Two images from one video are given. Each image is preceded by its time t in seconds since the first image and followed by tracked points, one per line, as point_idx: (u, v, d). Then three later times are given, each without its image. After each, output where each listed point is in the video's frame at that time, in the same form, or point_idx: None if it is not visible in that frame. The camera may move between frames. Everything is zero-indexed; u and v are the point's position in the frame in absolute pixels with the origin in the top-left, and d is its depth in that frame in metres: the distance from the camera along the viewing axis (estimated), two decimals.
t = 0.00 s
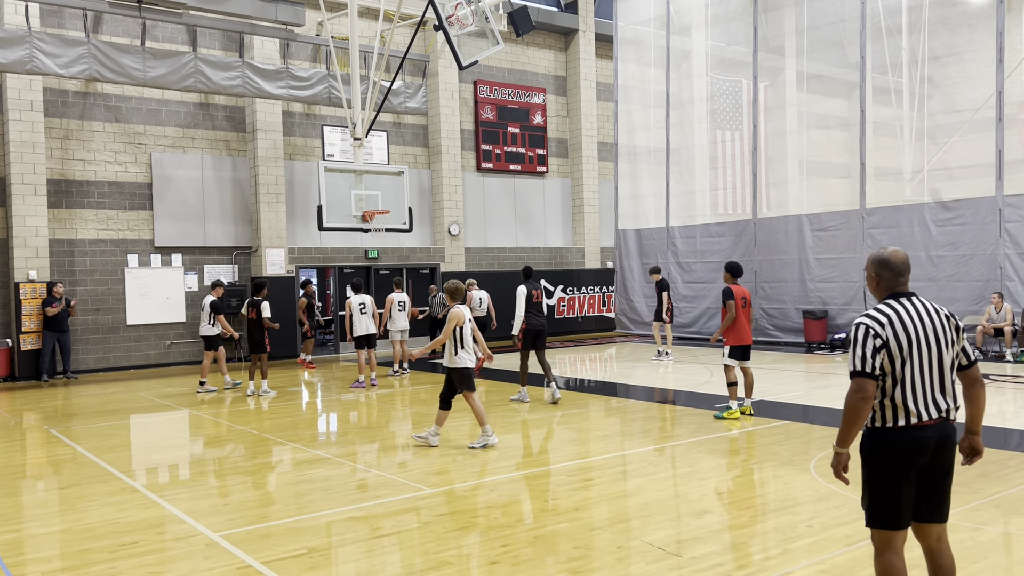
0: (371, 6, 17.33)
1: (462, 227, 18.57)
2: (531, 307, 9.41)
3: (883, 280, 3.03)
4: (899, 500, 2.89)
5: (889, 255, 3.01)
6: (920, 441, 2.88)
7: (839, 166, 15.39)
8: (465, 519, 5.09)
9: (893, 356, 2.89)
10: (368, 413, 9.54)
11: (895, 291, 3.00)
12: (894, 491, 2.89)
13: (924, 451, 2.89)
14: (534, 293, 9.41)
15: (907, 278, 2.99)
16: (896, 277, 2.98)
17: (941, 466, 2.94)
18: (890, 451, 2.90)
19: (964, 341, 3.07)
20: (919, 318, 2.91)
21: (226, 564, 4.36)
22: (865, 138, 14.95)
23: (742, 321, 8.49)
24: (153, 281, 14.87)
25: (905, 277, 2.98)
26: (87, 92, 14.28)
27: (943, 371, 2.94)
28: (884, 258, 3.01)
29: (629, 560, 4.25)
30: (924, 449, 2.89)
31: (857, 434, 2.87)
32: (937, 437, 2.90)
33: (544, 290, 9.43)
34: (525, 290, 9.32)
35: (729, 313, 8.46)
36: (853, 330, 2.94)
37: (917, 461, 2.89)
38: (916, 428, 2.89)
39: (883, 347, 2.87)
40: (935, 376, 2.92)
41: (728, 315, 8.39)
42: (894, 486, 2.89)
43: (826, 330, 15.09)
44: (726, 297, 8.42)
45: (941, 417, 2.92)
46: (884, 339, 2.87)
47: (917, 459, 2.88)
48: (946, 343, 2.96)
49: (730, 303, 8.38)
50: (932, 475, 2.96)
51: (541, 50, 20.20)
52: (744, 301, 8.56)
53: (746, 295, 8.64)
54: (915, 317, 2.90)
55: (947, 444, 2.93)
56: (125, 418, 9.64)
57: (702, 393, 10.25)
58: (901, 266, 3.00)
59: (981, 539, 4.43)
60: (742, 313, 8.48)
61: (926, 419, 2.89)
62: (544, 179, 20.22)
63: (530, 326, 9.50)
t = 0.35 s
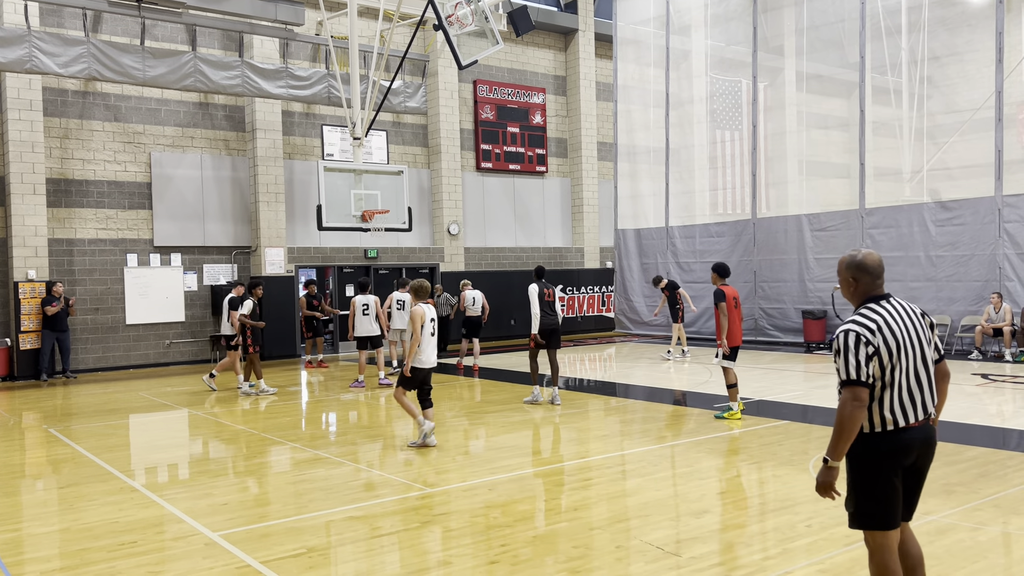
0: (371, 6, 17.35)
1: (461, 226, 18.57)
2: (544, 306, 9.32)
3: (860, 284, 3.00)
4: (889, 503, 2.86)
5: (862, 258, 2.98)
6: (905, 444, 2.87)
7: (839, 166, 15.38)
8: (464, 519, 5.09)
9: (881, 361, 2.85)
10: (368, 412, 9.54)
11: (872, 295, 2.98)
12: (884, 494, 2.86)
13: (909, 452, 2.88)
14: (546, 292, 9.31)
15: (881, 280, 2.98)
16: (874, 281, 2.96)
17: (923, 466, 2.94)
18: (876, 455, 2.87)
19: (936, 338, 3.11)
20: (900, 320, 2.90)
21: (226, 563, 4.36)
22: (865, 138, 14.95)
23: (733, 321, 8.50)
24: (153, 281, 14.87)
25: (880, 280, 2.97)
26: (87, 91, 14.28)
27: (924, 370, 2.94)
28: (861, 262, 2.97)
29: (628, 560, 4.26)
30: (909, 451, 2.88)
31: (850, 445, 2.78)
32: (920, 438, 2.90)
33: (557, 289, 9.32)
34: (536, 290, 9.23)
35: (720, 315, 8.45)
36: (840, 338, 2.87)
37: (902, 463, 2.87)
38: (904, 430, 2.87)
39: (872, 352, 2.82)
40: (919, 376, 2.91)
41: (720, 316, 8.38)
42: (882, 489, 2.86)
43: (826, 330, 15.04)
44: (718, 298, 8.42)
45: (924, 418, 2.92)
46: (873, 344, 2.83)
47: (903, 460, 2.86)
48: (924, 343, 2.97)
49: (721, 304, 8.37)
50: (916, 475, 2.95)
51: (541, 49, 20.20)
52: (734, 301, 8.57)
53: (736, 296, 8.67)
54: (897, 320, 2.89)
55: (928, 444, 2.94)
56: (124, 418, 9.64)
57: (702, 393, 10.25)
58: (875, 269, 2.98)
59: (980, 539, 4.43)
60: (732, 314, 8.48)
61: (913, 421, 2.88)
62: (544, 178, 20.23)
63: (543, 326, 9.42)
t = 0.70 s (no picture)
0: (370, 6, 17.36)
1: (460, 226, 18.58)
2: (545, 306, 9.26)
3: (835, 286, 3.02)
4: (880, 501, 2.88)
5: (835, 259, 3.02)
6: (894, 440, 2.88)
7: (838, 166, 15.38)
8: (463, 519, 5.09)
9: (865, 358, 2.87)
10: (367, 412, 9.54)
11: (847, 296, 3.00)
12: (875, 493, 2.88)
13: (898, 449, 2.89)
14: (547, 292, 9.31)
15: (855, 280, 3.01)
16: (847, 281, 2.99)
17: (907, 463, 2.97)
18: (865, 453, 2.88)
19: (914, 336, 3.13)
20: (879, 318, 2.92)
21: (224, 563, 4.36)
22: (864, 138, 14.95)
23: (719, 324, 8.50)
24: (152, 281, 14.86)
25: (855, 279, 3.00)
26: (86, 91, 14.27)
27: (907, 367, 2.96)
28: (834, 263, 3.00)
29: (628, 560, 4.26)
30: (897, 448, 2.89)
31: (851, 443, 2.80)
32: (908, 435, 2.91)
33: (561, 290, 9.32)
34: (538, 290, 9.30)
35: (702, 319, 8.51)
36: (822, 336, 2.88)
37: (890, 460, 2.89)
38: (892, 427, 2.88)
39: (856, 348, 2.84)
40: (902, 372, 2.93)
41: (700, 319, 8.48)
42: (873, 487, 2.87)
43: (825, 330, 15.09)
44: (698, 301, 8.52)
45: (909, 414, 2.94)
46: (856, 342, 2.84)
47: (892, 457, 2.87)
48: (903, 340, 2.99)
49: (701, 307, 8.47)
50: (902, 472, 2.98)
51: (540, 49, 20.20)
52: (722, 303, 8.55)
53: (724, 297, 8.61)
54: (875, 317, 2.92)
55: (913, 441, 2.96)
56: (124, 418, 9.64)
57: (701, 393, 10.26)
58: (849, 270, 3.01)
59: (979, 540, 4.43)
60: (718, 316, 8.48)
61: (899, 418, 2.89)
62: (543, 178, 20.23)
63: (546, 326, 9.32)
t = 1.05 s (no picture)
0: (370, 5, 17.37)
1: (460, 226, 18.58)
2: (549, 306, 9.12)
3: (812, 285, 3.15)
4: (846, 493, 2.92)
5: (816, 263, 3.16)
6: (854, 433, 2.94)
7: (838, 166, 15.38)
8: (462, 519, 5.08)
9: (826, 348, 2.95)
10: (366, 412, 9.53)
11: (822, 295, 3.12)
12: (839, 486, 2.92)
13: (857, 443, 2.94)
14: (552, 292, 9.17)
15: (832, 281, 3.13)
16: (823, 281, 3.12)
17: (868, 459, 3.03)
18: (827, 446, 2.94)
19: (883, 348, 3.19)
20: (846, 315, 3.02)
21: (223, 563, 4.35)
22: (864, 138, 14.94)
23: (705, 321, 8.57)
24: (151, 280, 14.85)
25: (831, 281, 3.12)
26: (85, 90, 14.26)
27: (869, 367, 3.03)
28: (812, 265, 3.15)
29: (628, 560, 4.25)
30: (858, 441, 2.95)
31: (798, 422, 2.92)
32: (867, 430, 2.98)
33: (567, 289, 9.18)
34: (542, 288, 9.16)
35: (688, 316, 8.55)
36: (788, 323, 3.00)
37: (854, 454, 2.95)
38: (848, 421, 2.94)
39: (818, 337, 2.94)
40: (863, 370, 3.00)
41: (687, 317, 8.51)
42: (838, 480, 2.92)
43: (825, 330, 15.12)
44: (685, 298, 8.52)
45: (868, 412, 3.00)
46: (819, 331, 2.94)
47: (853, 450, 2.93)
48: (870, 343, 3.06)
49: (689, 304, 8.50)
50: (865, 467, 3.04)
51: (540, 49, 20.19)
52: (706, 301, 8.54)
53: (711, 295, 8.57)
54: (843, 314, 3.01)
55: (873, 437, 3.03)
56: (123, 418, 9.63)
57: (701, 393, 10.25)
58: (828, 272, 3.14)
59: (979, 540, 4.43)
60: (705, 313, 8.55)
61: (857, 412, 2.96)
62: (543, 178, 20.23)
63: (550, 326, 9.22)
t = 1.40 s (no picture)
0: (369, 5, 17.39)
1: (459, 226, 18.58)
2: (566, 308, 8.89)
3: (787, 282, 3.38)
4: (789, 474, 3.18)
5: (789, 260, 3.40)
6: (811, 423, 3.17)
7: (837, 167, 15.39)
8: (462, 519, 5.08)
9: (792, 341, 3.19)
10: (365, 412, 9.54)
11: (796, 291, 3.35)
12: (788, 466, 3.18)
13: (814, 432, 3.17)
14: (569, 294, 8.87)
15: (804, 277, 3.36)
16: (796, 278, 3.36)
17: (829, 449, 3.24)
18: (778, 429, 3.21)
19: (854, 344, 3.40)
20: (815, 311, 3.25)
21: (222, 563, 4.35)
22: (863, 138, 14.94)
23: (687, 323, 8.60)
24: (150, 280, 14.84)
25: (803, 277, 3.35)
26: (84, 90, 14.25)
27: (835, 362, 3.24)
28: (785, 263, 3.38)
29: (627, 560, 4.25)
30: (815, 431, 3.18)
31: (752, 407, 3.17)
32: (827, 422, 3.20)
33: (582, 292, 8.92)
34: (558, 290, 8.87)
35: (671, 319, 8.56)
36: (759, 316, 3.24)
37: (809, 442, 3.17)
38: (809, 410, 3.18)
39: (783, 330, 3.18)
40: (828, 364, 3.22)
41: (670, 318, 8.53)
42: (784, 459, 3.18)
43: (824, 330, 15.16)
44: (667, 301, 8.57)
45: (831, 404, 3.23)
46: (785, 325, 3.18)
47: (812, 439, 3.17)
48: (837, 338, 3.28)
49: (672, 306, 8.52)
50: (823, 458, 3.25)
51: (539, 49, 20.19)
52: (689, 303, 8.62)
53: (693, 297, 8.65)
54: (812, 310, 3.24)
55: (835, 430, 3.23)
56: (122, 417, 9.63)
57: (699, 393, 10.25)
58: (800, 269, 3.38)
59: (978, 540, 4.44)
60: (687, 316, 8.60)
61: (816, 403, 3.19)
62: (542, 178, 20.23)
63: (564, 329, 8.94)
